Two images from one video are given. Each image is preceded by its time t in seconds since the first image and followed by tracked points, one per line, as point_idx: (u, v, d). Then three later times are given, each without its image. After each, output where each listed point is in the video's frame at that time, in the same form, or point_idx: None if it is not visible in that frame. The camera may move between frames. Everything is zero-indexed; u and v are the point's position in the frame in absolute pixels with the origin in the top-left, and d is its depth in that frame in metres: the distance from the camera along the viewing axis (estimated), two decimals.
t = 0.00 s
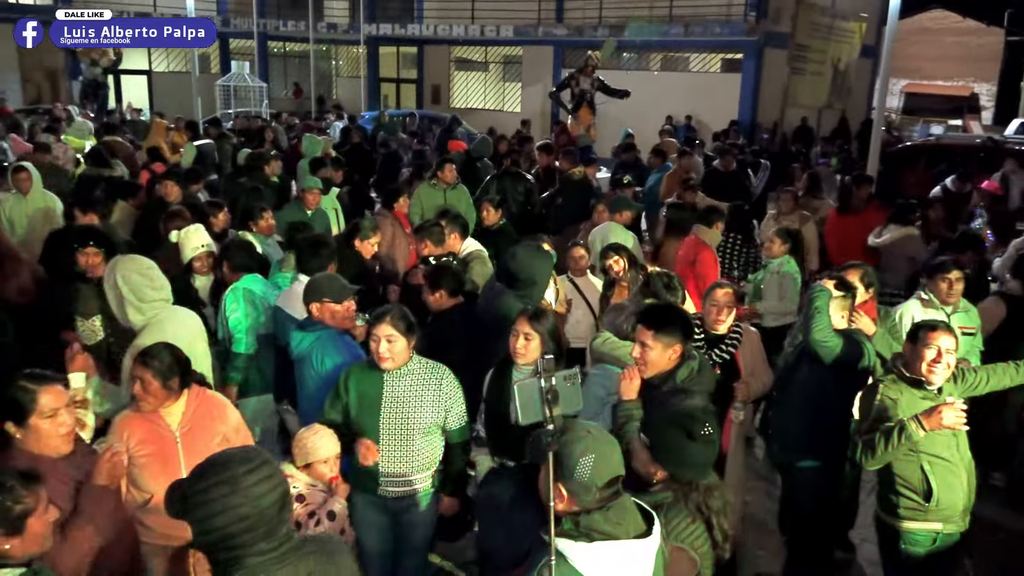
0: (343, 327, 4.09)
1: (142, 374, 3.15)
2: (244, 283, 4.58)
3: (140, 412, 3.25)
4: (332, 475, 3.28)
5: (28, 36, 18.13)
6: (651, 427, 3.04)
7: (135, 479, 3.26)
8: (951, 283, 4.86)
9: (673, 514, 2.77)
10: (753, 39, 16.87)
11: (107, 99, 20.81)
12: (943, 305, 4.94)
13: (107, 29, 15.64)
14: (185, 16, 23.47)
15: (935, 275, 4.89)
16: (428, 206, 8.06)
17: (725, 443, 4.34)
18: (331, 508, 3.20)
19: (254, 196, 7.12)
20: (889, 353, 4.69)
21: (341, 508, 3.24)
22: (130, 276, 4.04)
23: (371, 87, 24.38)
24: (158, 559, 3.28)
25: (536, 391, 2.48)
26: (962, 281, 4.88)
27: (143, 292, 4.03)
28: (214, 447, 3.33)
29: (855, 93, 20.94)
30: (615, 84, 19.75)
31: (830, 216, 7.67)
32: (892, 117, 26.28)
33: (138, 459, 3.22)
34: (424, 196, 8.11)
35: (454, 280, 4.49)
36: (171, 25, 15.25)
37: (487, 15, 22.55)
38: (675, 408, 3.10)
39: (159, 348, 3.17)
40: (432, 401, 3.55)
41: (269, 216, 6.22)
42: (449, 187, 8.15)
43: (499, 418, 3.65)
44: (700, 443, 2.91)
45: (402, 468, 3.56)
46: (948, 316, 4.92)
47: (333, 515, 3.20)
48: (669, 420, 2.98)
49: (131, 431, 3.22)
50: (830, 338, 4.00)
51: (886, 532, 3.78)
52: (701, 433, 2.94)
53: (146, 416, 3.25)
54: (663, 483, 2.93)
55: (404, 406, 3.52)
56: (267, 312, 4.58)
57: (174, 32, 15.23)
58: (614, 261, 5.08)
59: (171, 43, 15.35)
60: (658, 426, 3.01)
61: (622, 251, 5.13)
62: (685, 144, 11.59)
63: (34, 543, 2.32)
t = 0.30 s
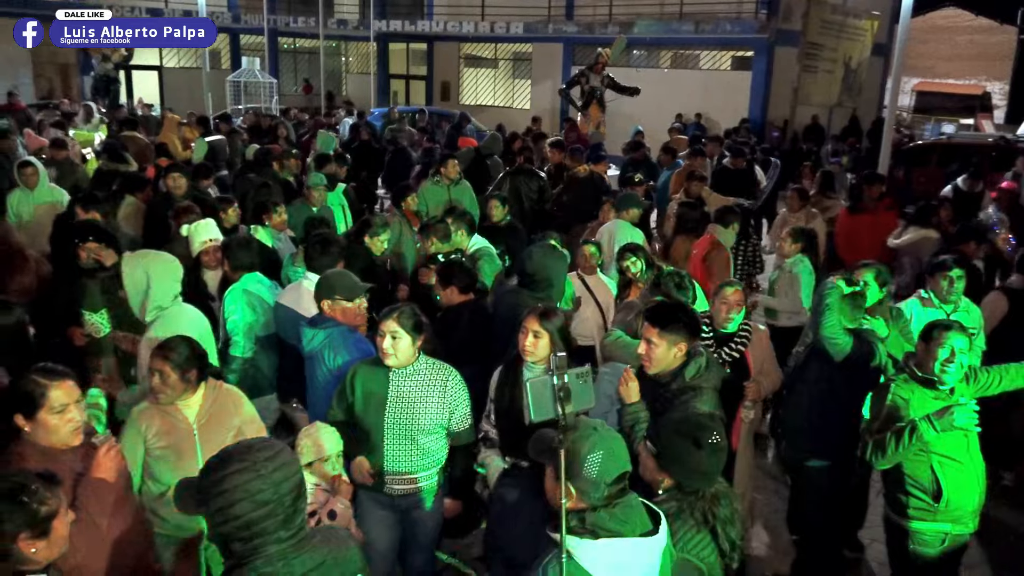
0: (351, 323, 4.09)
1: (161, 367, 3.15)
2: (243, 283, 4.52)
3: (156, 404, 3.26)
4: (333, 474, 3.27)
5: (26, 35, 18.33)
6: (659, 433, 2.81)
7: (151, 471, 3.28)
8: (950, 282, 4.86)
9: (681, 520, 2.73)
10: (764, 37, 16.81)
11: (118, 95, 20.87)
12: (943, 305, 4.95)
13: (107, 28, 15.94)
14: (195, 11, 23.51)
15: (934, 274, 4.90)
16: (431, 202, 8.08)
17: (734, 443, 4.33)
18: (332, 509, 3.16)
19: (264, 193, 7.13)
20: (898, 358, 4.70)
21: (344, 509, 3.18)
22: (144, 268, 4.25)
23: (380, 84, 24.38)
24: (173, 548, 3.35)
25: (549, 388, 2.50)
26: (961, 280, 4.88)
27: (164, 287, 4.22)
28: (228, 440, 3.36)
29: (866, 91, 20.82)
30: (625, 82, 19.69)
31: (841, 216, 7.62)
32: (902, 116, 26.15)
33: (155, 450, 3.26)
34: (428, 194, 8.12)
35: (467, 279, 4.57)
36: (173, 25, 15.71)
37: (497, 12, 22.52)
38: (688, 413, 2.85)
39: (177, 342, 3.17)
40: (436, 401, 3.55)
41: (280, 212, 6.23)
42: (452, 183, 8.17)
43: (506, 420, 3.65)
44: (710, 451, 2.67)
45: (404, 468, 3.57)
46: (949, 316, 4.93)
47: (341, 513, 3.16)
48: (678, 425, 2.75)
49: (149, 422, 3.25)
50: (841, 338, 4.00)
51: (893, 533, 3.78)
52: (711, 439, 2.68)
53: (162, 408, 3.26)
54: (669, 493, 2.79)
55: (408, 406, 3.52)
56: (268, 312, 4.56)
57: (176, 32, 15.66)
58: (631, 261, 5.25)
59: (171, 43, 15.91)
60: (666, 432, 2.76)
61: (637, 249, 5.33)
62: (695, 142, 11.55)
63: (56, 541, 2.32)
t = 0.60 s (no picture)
0: (354, 321, 4.08)
1: (188, 360, 3.18)
2: (250, 283, 4.52)
3: (181, 397, 3.29)
4: (337, 478, 3.24)
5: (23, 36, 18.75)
6: (674, 426, 2.82)
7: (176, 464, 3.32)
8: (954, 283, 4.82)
9: (698, 510, 2.70)
10: (772, 37, 16.78)
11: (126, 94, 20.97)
12: (947, 306, 4.91)
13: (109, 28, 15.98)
14: (204, 10, 23.61)
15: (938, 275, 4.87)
16: (436, 203, 8.11)
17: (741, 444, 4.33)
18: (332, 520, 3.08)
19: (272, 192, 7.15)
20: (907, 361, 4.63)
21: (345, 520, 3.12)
22: (158, 265, 4.57)
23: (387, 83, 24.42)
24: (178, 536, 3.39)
25: (558, 389, 2.66)
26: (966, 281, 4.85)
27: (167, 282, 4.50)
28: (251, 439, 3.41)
29: (875, 92, 20.75)
30: (632, 82, 19.67)
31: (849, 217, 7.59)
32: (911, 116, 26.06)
33: (180, 444, 3.28)
34: (435, 196, 8.13)
35: (474, 279, 4.54)
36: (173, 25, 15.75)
37: (505, 11, 22.53)
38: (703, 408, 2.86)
39: (202, 337, 3.19)
40: (430, 398, 3.55)
41: (288, 210, 6.26)
42: (458, 184, 8.17)
43: (506, 416, 3.64)
44: (728, 443, 2.69)
45: (399, 466, 3.58)
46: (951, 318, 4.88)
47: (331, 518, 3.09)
48: (697, 418, 2.76)
49: (174, 416, 3.27)
50: (844, 343, 3.96)
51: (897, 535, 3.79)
52: (728, 432, 2.70)
53: (187, 400, 3.29)
54: (686, 484, 2.78)
55: (403, 403, 3.53)
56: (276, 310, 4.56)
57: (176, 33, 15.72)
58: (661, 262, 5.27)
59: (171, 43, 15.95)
60: (683, 422, 2.77)
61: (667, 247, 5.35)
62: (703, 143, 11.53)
63: (65, 536, 2.36)
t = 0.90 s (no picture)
0: (354, 320, 4.08)
1: (209, 360, 3.22)
2: (262, 283, 4.55)
3: (199, 394, 3.31)
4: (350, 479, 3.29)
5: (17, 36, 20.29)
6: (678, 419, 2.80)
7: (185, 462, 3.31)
8: (964, 282, 4.91)
9: (701, 504, 2.70)
10: (777, 38, 16.77)
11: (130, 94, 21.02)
12: (957, 305, 5.01)
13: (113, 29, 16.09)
14: (208, 11, 23.64)
15: (948, 274, 4.96)
16: (443, 204, 8.15)
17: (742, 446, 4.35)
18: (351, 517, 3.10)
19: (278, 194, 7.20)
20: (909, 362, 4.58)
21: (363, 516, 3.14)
22: (163, 273, 4.47)
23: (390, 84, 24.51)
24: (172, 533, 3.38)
25: (561, 388, 2.49)
26: (974, 280, 4.93)
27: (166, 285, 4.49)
28: (262, 441, 3.42)
29: (879, 92, 20.71)
30: (636, 83, 19.68)
31: (855, 217, 7.59)
32: (915, 117, 26.01)
33: (191, 441, 3.28)
34: (445, 194, 8.19)
35: (480, 280, 4.58)
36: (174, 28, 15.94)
37: (509, 13, 22.57)
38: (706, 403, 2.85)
39: (219, 337, 3.25)
40: (424, 403, 3.57)
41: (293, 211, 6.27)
42: (468, 185, 8.27)
43: (505, 418, 3.61)
44: (731, 440, 2.70)
45: (395, 471, 3.61)
46: (960, 317, 4.98)
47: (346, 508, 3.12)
48: (702, 413, 2.75)
49: (187, 414, 3.28)
50: (841, 348, 3.98)
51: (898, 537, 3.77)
52: (733, 428, 2.71)
53: (199, 399, 3.31)
54: (688, 478, 2.78)
55: (399, 407, 3.56)
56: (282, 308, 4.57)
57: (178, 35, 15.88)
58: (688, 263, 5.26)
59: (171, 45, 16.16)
60: (689, 416, 2.76)
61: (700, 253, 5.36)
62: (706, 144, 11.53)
63: (54, 530, 2.36)
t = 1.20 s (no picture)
0: (354, 322, 4.11)
1: (212, 357, 3.26)
2: (275, 286, 4.60)
3: (197, 397, 3.32)
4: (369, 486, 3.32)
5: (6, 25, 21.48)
6: (679, 421, 2.79)
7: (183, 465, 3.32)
8: (980, 284, 4.94)
9: (704, 507, 2.69)
10: (778, 40, 16.79)
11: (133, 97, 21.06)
12: (971, 308, 5.03)
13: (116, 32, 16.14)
14: (210, 13, 23.69)
15: (966, 275, 5.01)
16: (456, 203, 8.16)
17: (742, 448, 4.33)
18: (366, 520, 3.15)
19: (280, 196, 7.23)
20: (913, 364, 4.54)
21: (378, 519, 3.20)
22: (168, 266, 4.45)
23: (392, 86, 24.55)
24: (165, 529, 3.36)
25: (563, 391, 2.46)
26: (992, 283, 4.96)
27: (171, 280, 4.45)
28: (260, 444, 3.42)
29: (881, 94, 20.69)
30: (637, 85, 19.67)
31: (858, 218, 7.58)
32: (917, 119, 26.04)
33: (190, 444, 3.29)
34: (458, 196, 8.20)
35: (481, 282, 4.56)
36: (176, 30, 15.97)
37: (511, 15, 22.59)
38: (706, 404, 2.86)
39: (222, 339, 3.31)
40: (423, 406, 3.57)
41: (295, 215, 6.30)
42: (480, 188, 8.24)
43: (511, 419, 3.73)
44: (733, 440, 2.71)
45: (396, 474, 3.62)
46: (973, 319, 5.00)
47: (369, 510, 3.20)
48: (704, 413, 2.76)
49: (186, 416, 3.30)
50: (827, 358, 3.95)
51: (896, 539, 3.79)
52: (735, 429, 2.72)
53: (198, 401, 3.32)
54: (689, 480, 2.76)
55: (400, 409, 3.58)
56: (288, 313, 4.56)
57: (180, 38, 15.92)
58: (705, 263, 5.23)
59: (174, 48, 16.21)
60: (689, 418, 2.75)
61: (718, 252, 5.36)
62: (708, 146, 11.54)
63: (26, 523, 2.41)
